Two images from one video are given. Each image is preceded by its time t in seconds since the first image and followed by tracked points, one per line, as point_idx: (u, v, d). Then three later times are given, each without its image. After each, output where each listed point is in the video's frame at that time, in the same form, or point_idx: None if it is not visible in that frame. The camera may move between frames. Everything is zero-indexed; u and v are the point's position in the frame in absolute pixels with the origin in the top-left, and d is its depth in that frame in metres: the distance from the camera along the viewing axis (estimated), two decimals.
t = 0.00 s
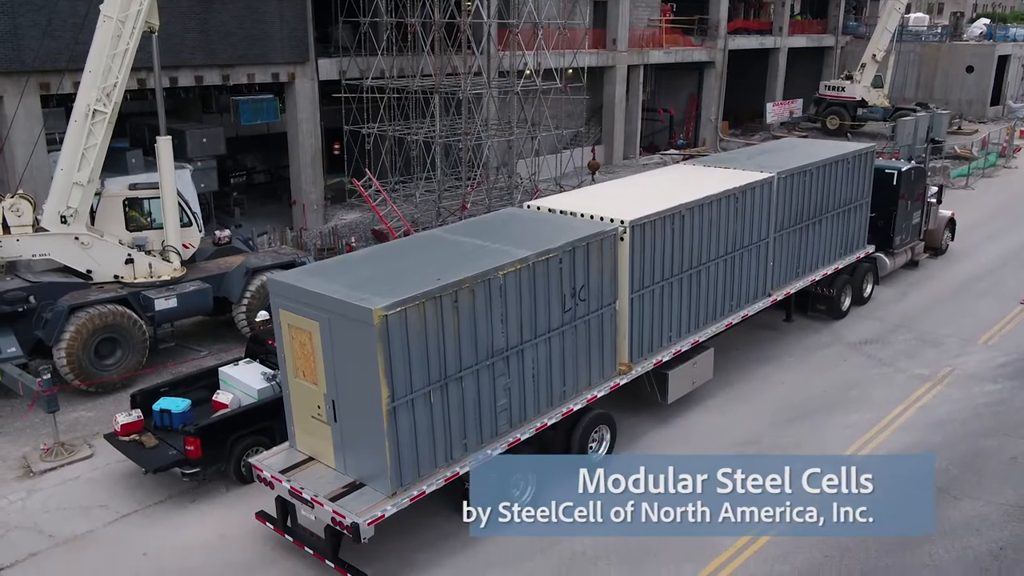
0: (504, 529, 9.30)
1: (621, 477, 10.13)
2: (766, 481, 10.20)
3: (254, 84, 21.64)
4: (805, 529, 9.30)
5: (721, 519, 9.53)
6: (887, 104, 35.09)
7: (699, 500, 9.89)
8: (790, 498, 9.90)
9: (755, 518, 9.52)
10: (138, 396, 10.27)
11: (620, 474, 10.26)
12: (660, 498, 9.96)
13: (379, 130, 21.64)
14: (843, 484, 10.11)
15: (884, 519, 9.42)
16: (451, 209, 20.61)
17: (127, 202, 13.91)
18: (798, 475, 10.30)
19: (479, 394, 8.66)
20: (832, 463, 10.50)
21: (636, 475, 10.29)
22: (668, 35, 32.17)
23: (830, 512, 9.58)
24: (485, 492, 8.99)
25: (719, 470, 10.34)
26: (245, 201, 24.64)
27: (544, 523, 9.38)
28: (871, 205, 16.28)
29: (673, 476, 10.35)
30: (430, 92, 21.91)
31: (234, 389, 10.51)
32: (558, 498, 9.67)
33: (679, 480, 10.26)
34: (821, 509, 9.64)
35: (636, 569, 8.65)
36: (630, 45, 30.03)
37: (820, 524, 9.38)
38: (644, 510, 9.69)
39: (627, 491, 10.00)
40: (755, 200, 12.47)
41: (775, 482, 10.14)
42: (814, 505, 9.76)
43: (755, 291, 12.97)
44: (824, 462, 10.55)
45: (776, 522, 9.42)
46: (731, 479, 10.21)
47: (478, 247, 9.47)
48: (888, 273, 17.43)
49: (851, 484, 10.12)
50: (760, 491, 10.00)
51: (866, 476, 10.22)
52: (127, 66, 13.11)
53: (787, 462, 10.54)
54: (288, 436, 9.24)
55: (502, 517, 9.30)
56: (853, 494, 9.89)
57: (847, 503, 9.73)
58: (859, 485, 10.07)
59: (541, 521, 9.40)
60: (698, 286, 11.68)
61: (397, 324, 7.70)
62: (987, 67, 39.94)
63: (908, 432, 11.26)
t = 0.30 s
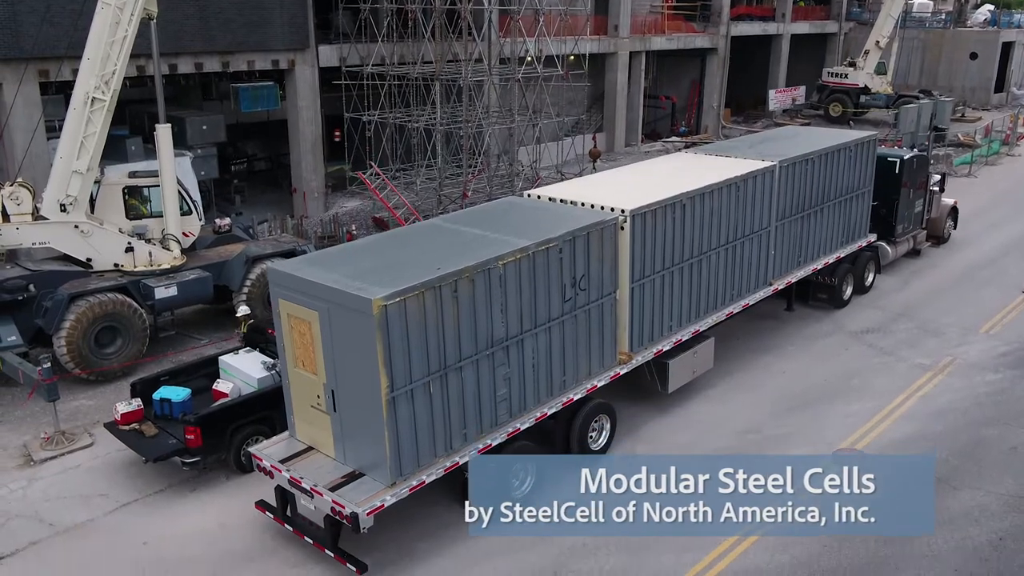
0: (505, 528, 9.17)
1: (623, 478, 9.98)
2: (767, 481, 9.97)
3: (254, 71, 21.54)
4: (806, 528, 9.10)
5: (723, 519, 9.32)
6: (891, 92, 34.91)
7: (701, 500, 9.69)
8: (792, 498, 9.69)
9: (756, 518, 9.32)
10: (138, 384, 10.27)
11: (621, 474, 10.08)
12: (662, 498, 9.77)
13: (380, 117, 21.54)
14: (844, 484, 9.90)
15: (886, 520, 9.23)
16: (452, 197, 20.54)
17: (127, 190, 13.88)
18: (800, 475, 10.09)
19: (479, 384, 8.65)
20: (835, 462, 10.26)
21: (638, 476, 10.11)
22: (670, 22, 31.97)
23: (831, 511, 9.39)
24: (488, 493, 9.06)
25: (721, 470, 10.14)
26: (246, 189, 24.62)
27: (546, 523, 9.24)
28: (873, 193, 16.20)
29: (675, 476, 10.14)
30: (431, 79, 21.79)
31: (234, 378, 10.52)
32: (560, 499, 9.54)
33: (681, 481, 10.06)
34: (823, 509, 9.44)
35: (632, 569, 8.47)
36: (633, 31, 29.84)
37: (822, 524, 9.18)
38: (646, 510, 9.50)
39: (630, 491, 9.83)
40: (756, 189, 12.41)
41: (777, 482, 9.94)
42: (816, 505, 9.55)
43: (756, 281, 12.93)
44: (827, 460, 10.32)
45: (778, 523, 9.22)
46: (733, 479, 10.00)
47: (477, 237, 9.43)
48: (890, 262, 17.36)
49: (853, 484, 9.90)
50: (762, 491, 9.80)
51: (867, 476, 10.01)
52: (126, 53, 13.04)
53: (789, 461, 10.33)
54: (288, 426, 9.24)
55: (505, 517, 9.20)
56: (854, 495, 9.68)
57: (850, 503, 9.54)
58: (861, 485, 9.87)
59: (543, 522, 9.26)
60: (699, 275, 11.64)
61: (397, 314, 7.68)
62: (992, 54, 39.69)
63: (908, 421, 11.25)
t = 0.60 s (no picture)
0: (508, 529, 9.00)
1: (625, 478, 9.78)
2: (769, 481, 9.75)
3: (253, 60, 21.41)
4: (808, 529, 8.92)
5: (726, 520, 9.11)
6: (894, 80, 34.70)
7: (703, 500, 9.47)
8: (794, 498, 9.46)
9: (758, 518, 9.12)
10: (135, 376, 10.23)
11: (623, 474, 9.89)
12: (664, 498, 9.54)
13: (379, 106, 21.42)
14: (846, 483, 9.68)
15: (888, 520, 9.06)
16: (452, 187, 20.43)
17: (124, 180, 13.79)
18: (802, 476, 9.86)
19: (476, 376, 8.59)
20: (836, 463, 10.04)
21: (640, 475, 9.90)
22: (672, 10, 31.75)
23: (833, 511, 9.21)
24: (489, 492, 9.07)
25: (723, 471, 9.92)
26: (245, 178, 24.56)
27: (548, 523, 9.05)
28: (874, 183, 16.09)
29: (677, 476, 9.92)
30: (431, 68, 21.65)
31: (231, 369, 10.47)
32: (563, 499, 9.37)
33: (683, 481, 9.84)
34: (824, 509, 9.24)
35: (626, 569, 8.32)
36: (634, 19, 29.65)
37: (824, 525, 9.00)
38: (648, 510, 9.29)
39: (632, 491, 9.62)
40: (756, 180, 12.31)
41: (779, 482, 9.72)
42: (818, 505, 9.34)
43: (756, 271, 12.84)
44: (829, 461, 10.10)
45: (778, 523, 9.03)
46: (734, 479, 9.80)
47: (475, 228, 9.35)
48: (891, 252, 17.27)
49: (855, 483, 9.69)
50: (764, 491, 9.58)
51: (869, 476, 9.79)
52: (122, 42, 12.94)
53: (790, 462, 10.11)
54: (284, 419, 9.17)
55: (506, 518, 9.07)
56: (857, 495, 9.48)
57: (851, 502, 9.34)
58: (863, 484, 9.66)
59: (545, 522, 9.08)
60: (699, 267, 11.56)
61: (393, 307, 7.62)
62: (996, 42, 39.42)
63: (909, 414, 11.19)
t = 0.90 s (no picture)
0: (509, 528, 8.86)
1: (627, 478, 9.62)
2: (771, 481, 9.59)
3: (251, 49, 21.25)
4: (811, 529, 8.79)
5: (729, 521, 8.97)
6: (896, 70, 34.46)
7: (705, 500, 9.31)
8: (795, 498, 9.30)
9: (760, 518, 8.98)
10: (129, 368, 10.15)
11: (625, 474, 9.73)
12: (666, 498, 9.37)
13: (378, 95, 21.27)
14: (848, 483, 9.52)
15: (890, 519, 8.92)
16: (451, 177, 20.29)
17: (119, 171, 13.66)
18: (804, 475, 9.69)
19: (472, 370, 8.50)
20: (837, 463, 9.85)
21: (642, 475, 9.73)
22: None
23: (835, 511, 9.07)
24: (489, 491, 9.02)
25: (725, 471, 9.75)
26: (244, 168, 24.45)
27: (550, 522, 8.91)
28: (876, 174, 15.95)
29: (680, 476, 9.74)
30: (430, 57, 21.47)
31: (225, 362, 10.37)
32: (564, 499, 9.23)
33: (686, 481, 9.67)
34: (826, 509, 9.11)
35: (623, 569, 8.21)
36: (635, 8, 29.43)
37: (826, 524, 8.87)
38: (650, 510, 9.14)
39: (634, 491, 9.47)
40: (757, 171, 12.18)
41: (781, 482, 9.55)
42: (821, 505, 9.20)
43: (756, 263, 12.73)
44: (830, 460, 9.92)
45: (781, 523, 8.88)
46: (736, 479, 9.63)
47: (471, 220, 9.24)
48: (892, 244, 17.14)
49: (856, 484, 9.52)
50: (767, 491, 9.42)
51: (870, 476, 9.61)
52: (115, 31, 12.78)
53: (793, 461, 9.92)
54: (279, 413, 9.08)
55: (508, 517, 8.94)
56: (859, 495, 9.33)
57: (853, 503, 9.20)
58: (864, 484, 9.50)
59: (547, 521, 8.94)
60: (698, 259, 11.46)
61: (386, 301, 7.51)
62: (999, 31, 39.12)
63: (909, 407, 11.10)
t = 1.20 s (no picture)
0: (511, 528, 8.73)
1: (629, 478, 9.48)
2: (772, 481, 9.45)
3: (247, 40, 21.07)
4: (813, 529, 8.66)
5: (732, 521, 8.85)
6: (899, 61, 34.19)
7: (707, 500, 9.17)
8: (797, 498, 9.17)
9: (762, 518, 8.84)
10: (119, 364, 10.02)
11: (627, 474, 9.59)
12: (668, 498, 9.24)
13: (376, 86, 21.09)
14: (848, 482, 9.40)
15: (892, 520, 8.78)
16: (448, 169, 20.13)
17: (111, 163, 13.52)
18: (806, 474, 9.55)
19: (465, 367, 8.36)
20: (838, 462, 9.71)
21: (643, 475, 9.59)
22: None
23: (837, 511, 8.95)
24: (489, 491, 8.92)
25: (727, 470, 9.60)
26: (241, 160, 24.30)
27: (551, 522, 8.79)
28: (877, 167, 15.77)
29: (682, 476, 9.60)
30: (428, 48, 21.27)
31: (218, 358, 10.17)
32: (565, 499, 9.10)
33: (687, 480, 9.53)
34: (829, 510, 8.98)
35: (619, 569, 8.09)
36: None
37: (828, 525, 8.74)
38: (651, 510, 9.02)
39: (636, 491, 9.34)
40: (756, 163, 12.02)
41: (783, 482, 9.41)
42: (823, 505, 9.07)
43: (755, 257, 12.58)
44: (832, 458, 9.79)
45: (783, 523, 8.75)
46: (738, 479, 9.48)
47: (465, 215, 9.09)
48: (893, 237, 16.98)
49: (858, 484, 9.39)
50: (769, 491, 9.29)
51: (872, 476, 9.46)
52: (106, 21, 12.66)
53: (795, 461, 9.77)
54: (271, 410, 8.96)
55: (510, 517, 8.81)
56: (861, 495, 9.19)
57: (855, 503, 9.07)
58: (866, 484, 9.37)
59: (547, 522, 8.81)
60: (696, 253, 11.31)
61: (377, 298, 7.37)
62: (1003, 22, 38.81)
63: (909, 404, 10.97)
